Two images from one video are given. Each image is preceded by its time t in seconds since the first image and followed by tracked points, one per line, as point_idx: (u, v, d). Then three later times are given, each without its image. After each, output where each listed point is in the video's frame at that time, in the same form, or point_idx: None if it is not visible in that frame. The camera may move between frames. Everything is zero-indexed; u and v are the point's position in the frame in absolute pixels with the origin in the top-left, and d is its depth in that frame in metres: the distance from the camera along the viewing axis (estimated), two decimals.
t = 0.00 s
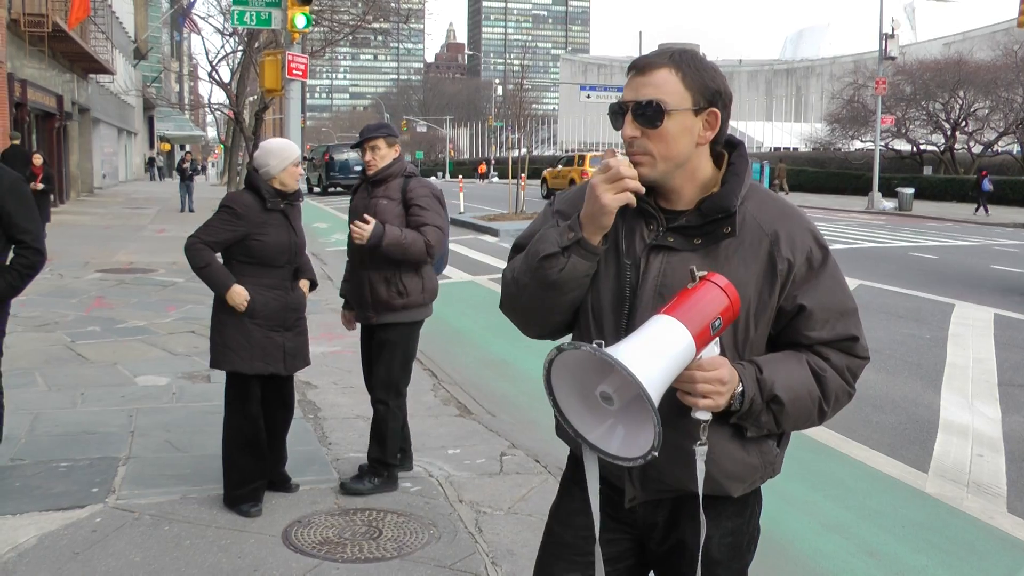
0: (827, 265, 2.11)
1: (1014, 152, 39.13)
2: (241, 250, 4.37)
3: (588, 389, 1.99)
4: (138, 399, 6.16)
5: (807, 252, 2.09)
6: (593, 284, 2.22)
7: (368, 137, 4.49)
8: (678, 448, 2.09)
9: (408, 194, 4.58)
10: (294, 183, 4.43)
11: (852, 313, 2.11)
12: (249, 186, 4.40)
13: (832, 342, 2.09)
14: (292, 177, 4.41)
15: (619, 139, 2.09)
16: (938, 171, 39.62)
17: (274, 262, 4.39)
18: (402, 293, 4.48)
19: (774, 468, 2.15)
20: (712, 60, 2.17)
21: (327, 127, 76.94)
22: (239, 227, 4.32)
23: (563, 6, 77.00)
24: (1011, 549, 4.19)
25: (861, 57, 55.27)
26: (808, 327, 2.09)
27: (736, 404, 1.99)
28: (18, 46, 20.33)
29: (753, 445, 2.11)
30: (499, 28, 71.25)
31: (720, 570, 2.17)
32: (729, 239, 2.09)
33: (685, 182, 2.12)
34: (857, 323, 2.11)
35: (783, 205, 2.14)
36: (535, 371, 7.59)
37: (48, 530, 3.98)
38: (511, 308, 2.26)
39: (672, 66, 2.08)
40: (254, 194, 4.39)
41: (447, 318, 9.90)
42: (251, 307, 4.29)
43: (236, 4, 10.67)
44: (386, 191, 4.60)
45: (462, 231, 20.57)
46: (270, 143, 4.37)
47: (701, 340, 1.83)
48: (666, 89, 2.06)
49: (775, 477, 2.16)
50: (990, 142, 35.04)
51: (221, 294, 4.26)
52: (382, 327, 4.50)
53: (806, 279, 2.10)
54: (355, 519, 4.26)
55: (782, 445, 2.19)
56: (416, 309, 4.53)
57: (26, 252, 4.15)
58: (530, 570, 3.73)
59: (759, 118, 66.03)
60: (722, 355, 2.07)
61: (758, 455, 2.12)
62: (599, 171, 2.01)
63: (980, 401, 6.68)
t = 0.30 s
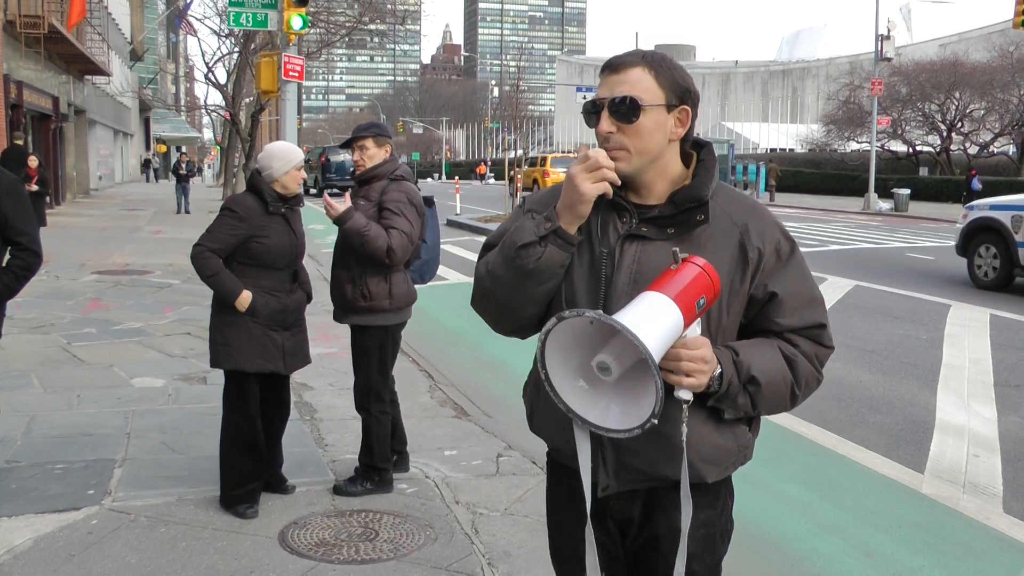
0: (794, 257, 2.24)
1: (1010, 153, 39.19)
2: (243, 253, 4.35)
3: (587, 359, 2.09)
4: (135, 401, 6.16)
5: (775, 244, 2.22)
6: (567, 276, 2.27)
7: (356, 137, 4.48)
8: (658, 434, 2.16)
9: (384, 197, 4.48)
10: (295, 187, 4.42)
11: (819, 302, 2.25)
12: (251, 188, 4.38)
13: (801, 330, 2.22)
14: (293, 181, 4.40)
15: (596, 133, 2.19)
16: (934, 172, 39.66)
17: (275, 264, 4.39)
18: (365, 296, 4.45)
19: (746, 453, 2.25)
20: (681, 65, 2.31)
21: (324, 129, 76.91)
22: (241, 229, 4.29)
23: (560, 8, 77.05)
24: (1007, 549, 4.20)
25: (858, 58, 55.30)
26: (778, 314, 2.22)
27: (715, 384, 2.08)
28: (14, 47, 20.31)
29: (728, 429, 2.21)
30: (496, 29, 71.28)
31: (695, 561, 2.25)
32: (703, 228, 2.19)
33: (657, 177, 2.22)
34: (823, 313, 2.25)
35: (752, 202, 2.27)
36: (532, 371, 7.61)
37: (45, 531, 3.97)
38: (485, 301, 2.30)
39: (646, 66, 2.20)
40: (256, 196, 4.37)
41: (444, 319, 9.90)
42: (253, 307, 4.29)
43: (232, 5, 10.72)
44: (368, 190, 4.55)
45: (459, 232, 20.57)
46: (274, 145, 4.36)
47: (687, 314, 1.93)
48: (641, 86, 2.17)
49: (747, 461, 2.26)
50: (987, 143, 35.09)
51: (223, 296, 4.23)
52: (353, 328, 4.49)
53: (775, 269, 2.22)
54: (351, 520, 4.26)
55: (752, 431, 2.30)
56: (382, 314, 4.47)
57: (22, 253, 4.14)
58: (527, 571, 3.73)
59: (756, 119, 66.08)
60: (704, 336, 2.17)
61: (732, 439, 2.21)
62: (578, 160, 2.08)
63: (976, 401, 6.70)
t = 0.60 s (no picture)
0: (763, 250, 2.25)
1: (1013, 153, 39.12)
2: (247, 252, 4.36)
3: (557, 348, 2.11)
4: (137, 399, 6.16)
5: (744, 238, 2.22)
6: (542, 274, 2.34)
7: (351, 136, 4.50)
8: (629, 423, 2.19)
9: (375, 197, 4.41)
10: (292, 185, 4.40)
11: (790, 292, 2.26)
12: (252, 188, 4.39)
13: (774, 320, 2.23)
14: (290, 177, 4.37)
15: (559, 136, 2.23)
16: (938, 171, 39.60)
17: (278, 261, 4.39)
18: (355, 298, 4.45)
19: (719, 445, 2.27)
20: (649, 65, 2.32)
21: (327, 128, 76.90)
22: (242, 226, 4.30)
23: (563, 7, 77.03)
24: (1010, 550, 4.19)
25: (860, 57, 55.20)
26: (750, 306, 2.22)
27: (688, 373, 2.08)
28: (17, 45, 20.31)
29: (700, 420, 2.23)
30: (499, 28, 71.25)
31: (674, 552, 2.23)
32: (671, 225, 2.21)
33: (625, 176, 2.26)
34: (795, 303, 2.26)
35: (721, 197, 2.28)
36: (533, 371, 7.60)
37: (47, 529, 3.97)
38: (466, 303, 2.39)
39: (606, 68, 2.23)
40: (257, 196, 4.38)
41: (446, 318, 9.89)
42: (258, 307, 4.29)
43: (235, 4, 10.71)
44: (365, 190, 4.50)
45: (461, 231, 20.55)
46: (270, 143, 4.38)
47: (658, 306, 1.94)
48: (601, 87, 2.20)
49: (721, 451, 2.28)
50: (989, 142, 35.05)
51: (229, 296, 4.24)
52: (350, 331, 4.50)
53: (745, 262, 2.23)
54: (354, 519, 4.26)
55: (727, 421, 2.31)
56: (372, 315, 4.45)
57: (18, 253, 4.14)
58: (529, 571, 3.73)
59: (758, 118, 66.01)
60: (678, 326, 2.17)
61: (705, 430, 2.23)
62: (542, 162, 2.12)
63: (979, 401, 6.68)
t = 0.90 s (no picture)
0: (749, 245, 2.23)
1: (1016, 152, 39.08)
2: (246, 249, 4.38)
3: (546, 349, 2.11)
4: (138, 397, 6.17)
5: (729, 232, 2.21)
6: (531, 277, 2.36)
7: (343, 137, 4.49)
8: (618, 424, 2.20)
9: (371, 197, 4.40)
10: (287, 184, 4.39)
11: (778, 286, 2.24)
12: (251, 186, 4.41)
13: (762, 314, 2.22)
14: (282, 175, 4.36)
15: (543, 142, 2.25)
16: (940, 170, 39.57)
17: (275, 258, 4.39)
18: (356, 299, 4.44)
19: (707, 441, 2.27)
20: (631, 70, 2.33)
21: (329, 126, 76.90)
22: (236, 225, 4.32)
23: (565, 6, 77.17)
24: (1012, 549, 4.19)
25: (862, 56, 55.17)
26: (738, 301, 2.21)
27: (679, 371, 2.08)
28: (19, 43, 20.32)
29: (687, 418, 2.22)
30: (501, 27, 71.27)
31: (667, 552, 2.23)
32: (651, 222, 2.21)
33: (607, 177, 2.26)
34: (783, 296, 2.25)
35: (705, 193, 2.27)
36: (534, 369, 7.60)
37: (49, 527, 3.98)
38: (459, 308, 2.41)
39: (587, 73, 2.24)
40: (255, 194, 4.40)
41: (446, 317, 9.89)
42: (253, 304, 4.31)
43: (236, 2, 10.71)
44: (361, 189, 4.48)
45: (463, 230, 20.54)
46: (265, 144, 4.39)
47: (652, 307, 1.94)
48: (581, 93, 2.21)
49: (709, 448, 2.28)
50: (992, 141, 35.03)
51: (226, 296, 4.27)
52: (352, 332, 4.50)
53: (730, 257, 2.22)
54: (355, 517, 4.26)
55: (714, 419, 2.30)
56: (374, 316, 4.44)
57: (13, 252, 4.14)
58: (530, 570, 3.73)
59: (760, 117, 66.01)
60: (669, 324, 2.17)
61: (691, 427, 2.22)
62: (524, 167, 2.14)
63: (981, 400, 6.68)
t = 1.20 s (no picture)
0: (749, 247, 2.23)
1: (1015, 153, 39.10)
2: (241, 250, 4.39)
3: (522, 352, 2.12)
4: (138, 397, 6.17)
5: (729, 236, 2.21)
6: (534, 279, 2.36)
7: (344, 138, 4.48)
8: (609, 421, 2.21)
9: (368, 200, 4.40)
10: (287, 186, 4.39)
11: (776, 290, 2.23)
12: (249, 187, 4.43)
13: (758, 319, 2.21)
14: (281, 175, 4.36)
15: (550, 146, 2.25)
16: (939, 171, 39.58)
17: (270, 257, 4.38)
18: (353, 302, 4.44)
19: (705, 446, 2.26)
20: (636, 75, 2.32)
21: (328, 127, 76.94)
22: (233, 225, 4.33)
23: (565, 6, 77.21)
24: (1012, 550, 4.19)
25: (862, 56, 55.22)
26: (734, 304, 2.21)
27: (664, 374, 2.08)
28: (19, 43, 20.33)
29: (683, 421, 2.22)
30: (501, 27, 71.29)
31: (667, 554, 2.23)
32: (652, 224, 2.21)
33: (612, 182, 2.26)
34: (781, 300, 2.23)
35: (706, 197, 2.27)
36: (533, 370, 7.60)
37: (48, 527, 3.98)
38: (467, 313, 2.42)
39: (592, 79, 2.25)
40: (251, 195, 4.41)
41: (446, 317, 9.89)
42: (246, 304, 4.31)
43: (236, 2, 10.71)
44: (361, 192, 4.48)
45: (462, 231, 20.54)
46: (266, 146, 4.39)
47: (629, 314, 1.95)
48: (587, 99, 2.22)
49: (706, 453, 2.27)
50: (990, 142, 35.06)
51: (221, 296, 4.29)
52: (348, 333, 4.50)
53: (730, 260, 2.21)
54: (355, 518, 4.26)
55: (713, 425, 2.29)
56: (371, 318, 4.44)
57: (22, 251, 4.15)
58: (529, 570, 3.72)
59: (759, 118, 66.04)
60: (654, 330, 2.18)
61: (688, 430, 2.22)
62: (529, 171, 2.14)
63: (980, 401, 6.68)
